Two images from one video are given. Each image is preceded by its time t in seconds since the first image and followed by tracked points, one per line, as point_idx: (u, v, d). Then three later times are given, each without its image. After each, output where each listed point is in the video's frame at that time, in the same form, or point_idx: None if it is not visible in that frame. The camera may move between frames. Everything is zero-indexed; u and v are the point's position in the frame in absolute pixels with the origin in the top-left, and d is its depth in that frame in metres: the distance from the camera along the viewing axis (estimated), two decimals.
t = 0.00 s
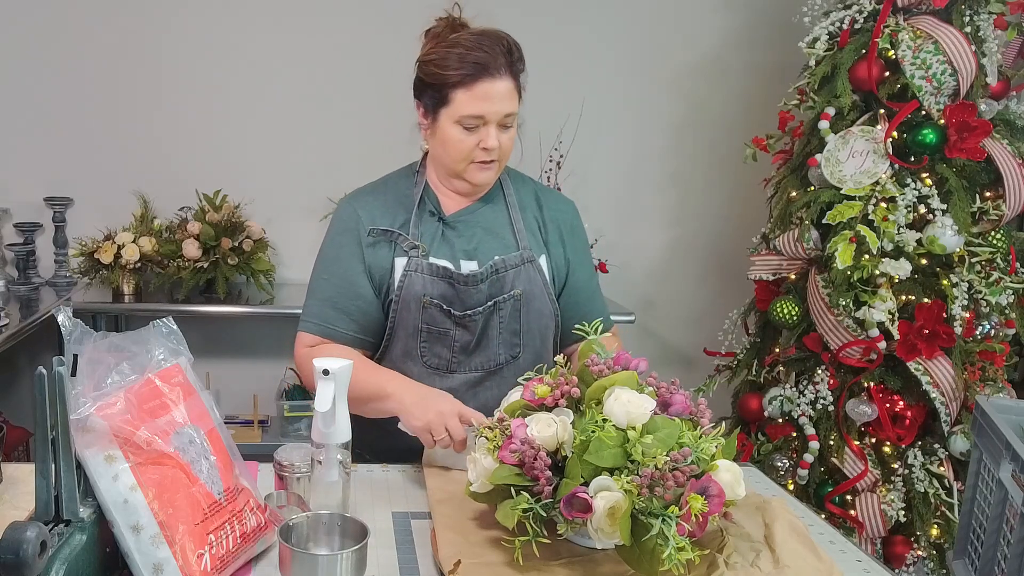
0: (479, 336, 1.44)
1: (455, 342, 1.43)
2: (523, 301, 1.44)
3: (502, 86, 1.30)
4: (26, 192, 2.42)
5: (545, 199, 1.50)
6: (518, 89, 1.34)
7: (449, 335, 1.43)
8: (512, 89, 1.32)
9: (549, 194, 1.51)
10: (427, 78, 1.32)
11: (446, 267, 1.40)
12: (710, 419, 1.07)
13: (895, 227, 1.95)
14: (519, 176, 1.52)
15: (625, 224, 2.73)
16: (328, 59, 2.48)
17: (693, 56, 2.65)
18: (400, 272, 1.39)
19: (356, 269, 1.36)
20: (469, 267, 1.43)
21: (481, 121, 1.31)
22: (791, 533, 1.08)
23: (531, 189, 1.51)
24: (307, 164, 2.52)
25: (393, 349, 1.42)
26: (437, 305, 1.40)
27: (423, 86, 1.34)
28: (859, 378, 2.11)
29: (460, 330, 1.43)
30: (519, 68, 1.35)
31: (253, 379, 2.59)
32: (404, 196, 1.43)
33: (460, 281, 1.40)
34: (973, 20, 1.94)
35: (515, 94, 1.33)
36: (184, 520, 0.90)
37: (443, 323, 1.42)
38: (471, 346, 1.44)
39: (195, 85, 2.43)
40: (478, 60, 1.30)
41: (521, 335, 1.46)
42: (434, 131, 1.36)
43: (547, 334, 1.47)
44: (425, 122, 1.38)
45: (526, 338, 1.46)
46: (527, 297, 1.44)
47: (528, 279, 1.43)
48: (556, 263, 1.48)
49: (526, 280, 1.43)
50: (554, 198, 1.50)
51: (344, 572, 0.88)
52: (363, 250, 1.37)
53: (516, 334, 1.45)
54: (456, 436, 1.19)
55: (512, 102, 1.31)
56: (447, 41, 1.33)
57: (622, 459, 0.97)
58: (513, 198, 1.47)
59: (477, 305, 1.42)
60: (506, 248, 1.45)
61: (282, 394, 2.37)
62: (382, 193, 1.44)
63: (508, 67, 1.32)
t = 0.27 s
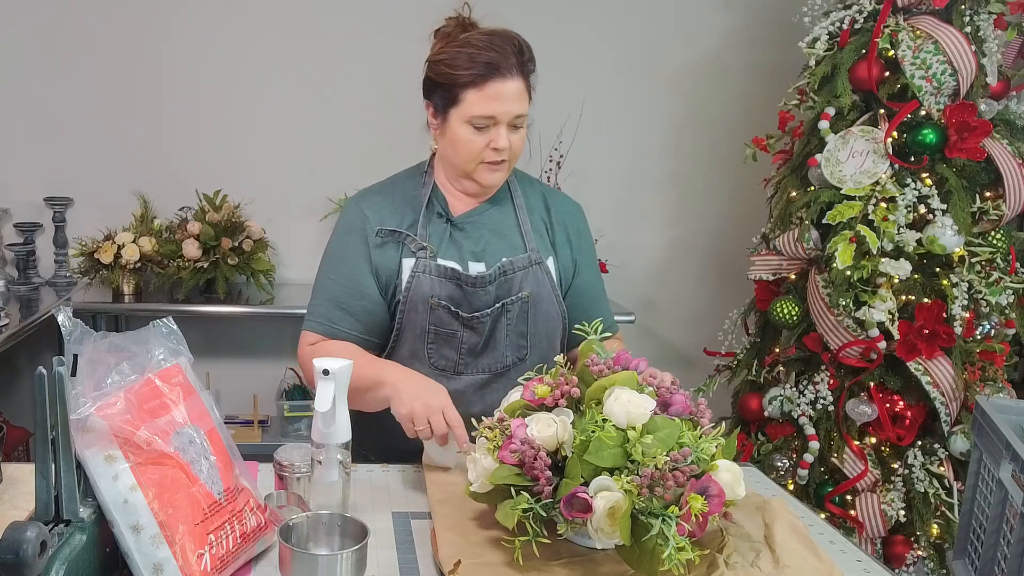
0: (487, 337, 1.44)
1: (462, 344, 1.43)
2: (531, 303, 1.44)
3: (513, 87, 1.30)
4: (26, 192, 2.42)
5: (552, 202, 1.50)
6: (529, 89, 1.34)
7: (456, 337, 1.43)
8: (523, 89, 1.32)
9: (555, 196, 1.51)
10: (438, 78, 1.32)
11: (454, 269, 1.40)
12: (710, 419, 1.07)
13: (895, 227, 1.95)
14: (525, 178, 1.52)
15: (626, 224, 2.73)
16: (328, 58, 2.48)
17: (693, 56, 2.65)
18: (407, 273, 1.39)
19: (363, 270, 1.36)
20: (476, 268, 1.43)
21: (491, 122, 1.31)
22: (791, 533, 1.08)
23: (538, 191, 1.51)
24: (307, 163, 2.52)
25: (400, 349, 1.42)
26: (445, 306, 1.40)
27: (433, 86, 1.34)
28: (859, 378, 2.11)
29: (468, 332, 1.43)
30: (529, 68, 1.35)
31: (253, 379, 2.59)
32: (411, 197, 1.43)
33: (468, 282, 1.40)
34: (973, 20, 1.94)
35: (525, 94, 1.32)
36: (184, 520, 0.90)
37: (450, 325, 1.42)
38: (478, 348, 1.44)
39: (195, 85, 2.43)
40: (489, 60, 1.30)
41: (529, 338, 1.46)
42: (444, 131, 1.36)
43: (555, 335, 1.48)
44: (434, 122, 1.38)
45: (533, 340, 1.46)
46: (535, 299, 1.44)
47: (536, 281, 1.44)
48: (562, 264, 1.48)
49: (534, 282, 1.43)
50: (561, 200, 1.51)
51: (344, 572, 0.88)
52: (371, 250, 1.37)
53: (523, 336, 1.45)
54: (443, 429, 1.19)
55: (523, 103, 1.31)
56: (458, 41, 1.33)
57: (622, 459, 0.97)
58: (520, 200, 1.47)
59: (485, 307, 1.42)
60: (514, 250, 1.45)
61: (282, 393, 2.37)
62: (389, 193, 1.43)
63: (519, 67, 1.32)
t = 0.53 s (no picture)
0: (492, 339, 1.44)
1: (467, 346, 1.43)
2: (538, 305, 1.44)
3: (516, 83, 1.30)
4: (26, 192, 2.42)
5: (561, 203, 1.50)
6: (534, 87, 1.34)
7: (462, 339, 1.43)
8: (528, 86, 1.32)
9: (564, 198, 1.51)
10: (443, 73, 1.33)
11: (460, 270, 1.40)
12: (710, 419, 1.07)
13: (895, 227, 1.95)
14: (534, 180, 1.52)
15: (626, 224, 2.73)
16: (328, 59, 2.48)
17: (693, 56, 2.65)
18: (413, 274, 1.39)
19: (366, 270, 1.36)
20: (483, 270, 1.42)
21: (494, 118, 1.31)
22: (792, 533, 1.08)
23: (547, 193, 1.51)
24: (307, 163, 2.52)
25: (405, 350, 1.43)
26: (451, 308, 1.40)
27: (439, 82, 1.35)
28: (859, 378, 2.11)
29: (473, 334, 1.43)
30: (536, 66, 1.35)
31: (253, 379, 2.59)
32: (419, 198, 1.43)
33: (475, 284, 1.40)
34: (973, 20, 1.94)
35: (530, 92, 1.32)
36: (184, 520, 0.90)
37: (456, 326, 1.42)
38: (484, 350, 1.44)
39: (195, 85, 2.43)
40: (493, 56, 1.30)
41: (535, 340, 1.46)
42: (449, 128, 1.36)
43: (562, 338, 1.48)
44: (440, 119, 1.38)
45: (539, 342, 1.46)
46: (542, 302, 1.44)
47: (543, 284, 1.44)
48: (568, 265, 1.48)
49: (541, 284, 1.43)
50: (570, 202, 1.51)
51: (344, 572, 0.88)
52: (375, 251, 1.38)
53: (529, 338, 1.46)
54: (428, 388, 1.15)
55: (527, 100, 1.31)
56: (465, 37, 1.33)
57: (622, 459, 0.97)
58: (529, 202, 1.47)
59: (490, 309, 1.42)
60: (521, 252, 1.45)
61: (282, 393, 2.37)
62: (396, 193, 1.43)
63: (524, 64, 1.32)
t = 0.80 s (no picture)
0: (492, 341, 1.44)
1: (467, 347, 1.43)
2: (537, 306, 1.44)
3: (509, 81, 1.30)
4: (26, 192, 2.42)
5: (563, 203, 1.49)
6: (529, 86, 1.33)
7: (461, 340, 1.43)
8: (522, 86, 1.32)
9: (566, 198, 1.51)
10: (439, 72, 1.33)
11: (459, 271, 1.40)
12: (710, 419, 1.07)
13: (895, 227, 1.95)
14: (536, 180, 1.51)
15: (626, 224, 2.73)
16: (329, 59, 2.48)
17: (693, 56, 2.65)
18: (412, 275, 1.39)
19: (366, 271, 1.37)
20: (482, 271, 1.42)
21: (486, 116, 1.31)
22: (792, 533, 1.08)
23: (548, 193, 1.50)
24: (307, 163, 2.52)
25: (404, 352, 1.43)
26: (449, 309, 1.40)
27: (435, 81, 1.35)
28: (859, 378, 2.11)
29: (473, 335, 1.43)
30: (531, 65, 1.35)
31: (253, 379, 2.59)
32: (418, 198, 1.43)
33: (473, 285, 1.40)
34: (973, 20, 1.94)
35: (524, 91, 1.32)
36: (184, 520, 0.90)
37: (456, 328, 1.42)
38: (483, 351, 1.44)
39: (195, 85, 2.43)
40: (487, 54, 1.30)
41: (535, 341, 1.46)
42: (443, 126, 1.36)
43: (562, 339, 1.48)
44: (436, 118, 1.38)
45: (539, 343, 1.46)
46: (541, 303, 1.44)
47: (543, 284, 1.44)
48: (568, 265, 1.48)
49: (541, 285, 1.43)
50: (572, 202, 1.50)
51: (344, 572, 0.88)
52: (375, 252, 1.38)
53: (529, 339, 1.46)
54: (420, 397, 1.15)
55: (520, 99, 1.31)
56: (461, 35, 1.33)
57: (621, 459, 0.97)
58: (529, 202, 1.46)
59: (490, 310, 1.42)
60: (521, 253, 1.44)
61: (282, 393, 2.38)
62: (396, 194, 1.43)
63: (517, 64, 1.32)
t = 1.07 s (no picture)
0: (488, 341, 1.45)
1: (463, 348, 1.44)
2: (532, 305, 1.44)
3: (499, 81, 1.30)
4: (25, 192, 2.42)
5: (555, 198, 1.49)
6: (519, 85, 1.33)
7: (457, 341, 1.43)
8: (511, 84, 1.32)
9: (558, 194, 1.50)
10: (428, 73, 1.33)
11: (455, 271, 1.40)
12: (710, 419, 1.07)
13: (895, 227, 1.95)
14: (529, 178, 1.51)
15: (626, 225, 2.73)
16: (329, 58, 2.48)
17: (693, 56, 2.65)
18: (409, 275, 1.39)
19: (367, 270, 1.37)
20: (477, 271, 1.43)
21: (476, 116, 1.31)
22: (791, 533, 1.08)
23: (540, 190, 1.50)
24: (307, 163, 2.52)
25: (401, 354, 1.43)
26: (446, 309, 1.40)
27: (425, 82, 1.35)
28: (859, 378, 2.11)
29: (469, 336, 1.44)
30: (521, 63, 1.34)
31: (253, 379, 2.59)
32: (414, 199, 1.43)
33: (469, 286, 1.40)
34: (973, 20, 1.94)
35: (514, 90, 1.32)
36: (184, 520, 0.90)
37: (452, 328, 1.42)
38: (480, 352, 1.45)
39: (195, 85, 2.42)
40: (476, 54, 1.30)
41: (530, 340, 1.45)
42: (434, 126, 1.36)
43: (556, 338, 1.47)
44: (428, 119, 1.38)
45: (534, 343, 1.45)
46: (536, 302, 1.44)
47: (537, 283, 1.43)
48: (562, 263, 1.48)
49: (535, 284, 1.43)
50: (564, 197, 1.50)
51: (344, 572, 0.88)
52: (374, 251, 1.38)
53: (524, 339, 1.45)
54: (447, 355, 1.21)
55: (510, 98, 1.31)
56: (450, 35, 1.33)
57: (621, 459, 0.97)
58: (521, 199, 1.46)
59: (486, 311, 1.43)
60: (515, 252, 1.44)
61: (283, 393, 2.38)
62: (391, 194, 1.44)
63: (507, 63, 1.32)
